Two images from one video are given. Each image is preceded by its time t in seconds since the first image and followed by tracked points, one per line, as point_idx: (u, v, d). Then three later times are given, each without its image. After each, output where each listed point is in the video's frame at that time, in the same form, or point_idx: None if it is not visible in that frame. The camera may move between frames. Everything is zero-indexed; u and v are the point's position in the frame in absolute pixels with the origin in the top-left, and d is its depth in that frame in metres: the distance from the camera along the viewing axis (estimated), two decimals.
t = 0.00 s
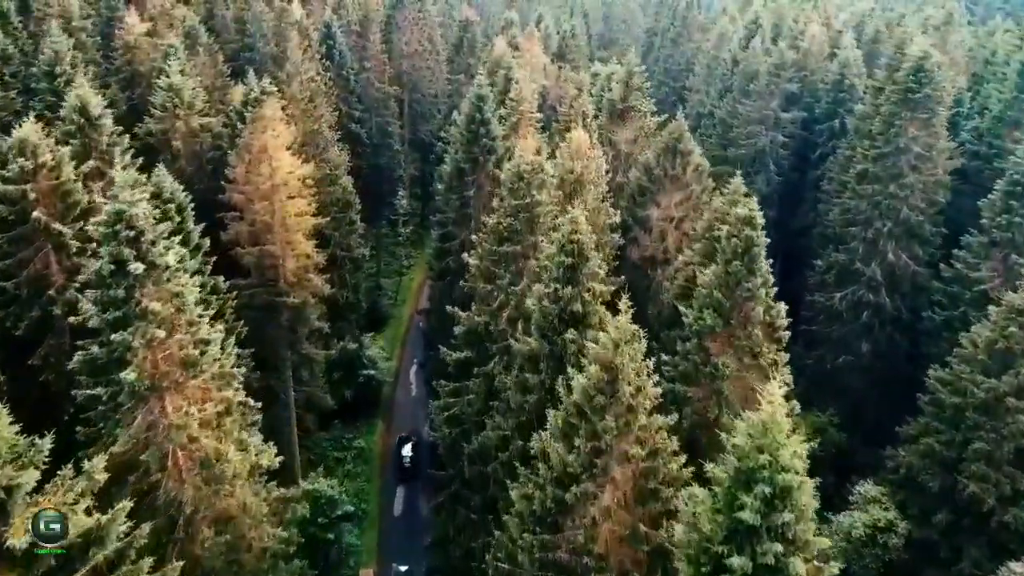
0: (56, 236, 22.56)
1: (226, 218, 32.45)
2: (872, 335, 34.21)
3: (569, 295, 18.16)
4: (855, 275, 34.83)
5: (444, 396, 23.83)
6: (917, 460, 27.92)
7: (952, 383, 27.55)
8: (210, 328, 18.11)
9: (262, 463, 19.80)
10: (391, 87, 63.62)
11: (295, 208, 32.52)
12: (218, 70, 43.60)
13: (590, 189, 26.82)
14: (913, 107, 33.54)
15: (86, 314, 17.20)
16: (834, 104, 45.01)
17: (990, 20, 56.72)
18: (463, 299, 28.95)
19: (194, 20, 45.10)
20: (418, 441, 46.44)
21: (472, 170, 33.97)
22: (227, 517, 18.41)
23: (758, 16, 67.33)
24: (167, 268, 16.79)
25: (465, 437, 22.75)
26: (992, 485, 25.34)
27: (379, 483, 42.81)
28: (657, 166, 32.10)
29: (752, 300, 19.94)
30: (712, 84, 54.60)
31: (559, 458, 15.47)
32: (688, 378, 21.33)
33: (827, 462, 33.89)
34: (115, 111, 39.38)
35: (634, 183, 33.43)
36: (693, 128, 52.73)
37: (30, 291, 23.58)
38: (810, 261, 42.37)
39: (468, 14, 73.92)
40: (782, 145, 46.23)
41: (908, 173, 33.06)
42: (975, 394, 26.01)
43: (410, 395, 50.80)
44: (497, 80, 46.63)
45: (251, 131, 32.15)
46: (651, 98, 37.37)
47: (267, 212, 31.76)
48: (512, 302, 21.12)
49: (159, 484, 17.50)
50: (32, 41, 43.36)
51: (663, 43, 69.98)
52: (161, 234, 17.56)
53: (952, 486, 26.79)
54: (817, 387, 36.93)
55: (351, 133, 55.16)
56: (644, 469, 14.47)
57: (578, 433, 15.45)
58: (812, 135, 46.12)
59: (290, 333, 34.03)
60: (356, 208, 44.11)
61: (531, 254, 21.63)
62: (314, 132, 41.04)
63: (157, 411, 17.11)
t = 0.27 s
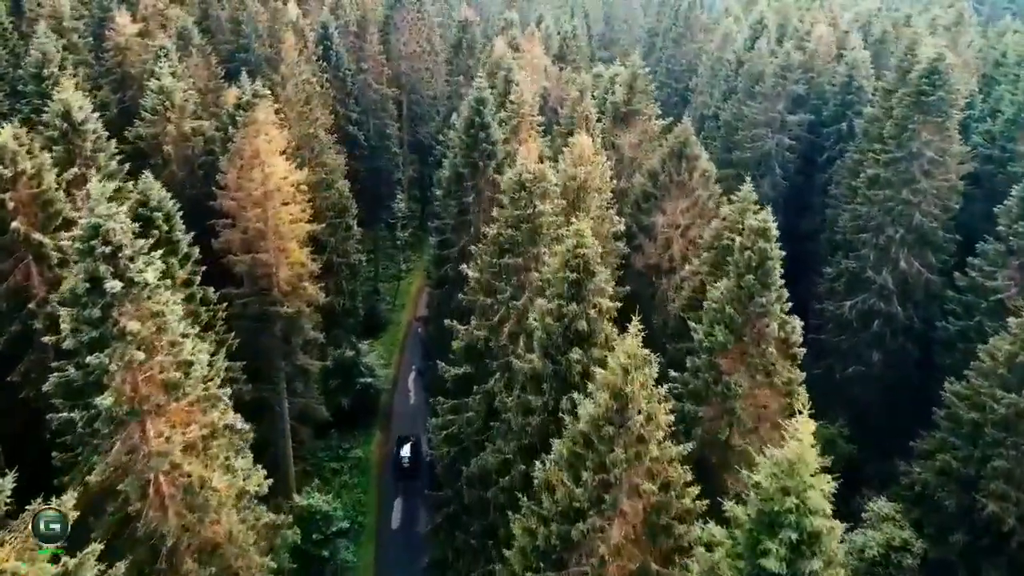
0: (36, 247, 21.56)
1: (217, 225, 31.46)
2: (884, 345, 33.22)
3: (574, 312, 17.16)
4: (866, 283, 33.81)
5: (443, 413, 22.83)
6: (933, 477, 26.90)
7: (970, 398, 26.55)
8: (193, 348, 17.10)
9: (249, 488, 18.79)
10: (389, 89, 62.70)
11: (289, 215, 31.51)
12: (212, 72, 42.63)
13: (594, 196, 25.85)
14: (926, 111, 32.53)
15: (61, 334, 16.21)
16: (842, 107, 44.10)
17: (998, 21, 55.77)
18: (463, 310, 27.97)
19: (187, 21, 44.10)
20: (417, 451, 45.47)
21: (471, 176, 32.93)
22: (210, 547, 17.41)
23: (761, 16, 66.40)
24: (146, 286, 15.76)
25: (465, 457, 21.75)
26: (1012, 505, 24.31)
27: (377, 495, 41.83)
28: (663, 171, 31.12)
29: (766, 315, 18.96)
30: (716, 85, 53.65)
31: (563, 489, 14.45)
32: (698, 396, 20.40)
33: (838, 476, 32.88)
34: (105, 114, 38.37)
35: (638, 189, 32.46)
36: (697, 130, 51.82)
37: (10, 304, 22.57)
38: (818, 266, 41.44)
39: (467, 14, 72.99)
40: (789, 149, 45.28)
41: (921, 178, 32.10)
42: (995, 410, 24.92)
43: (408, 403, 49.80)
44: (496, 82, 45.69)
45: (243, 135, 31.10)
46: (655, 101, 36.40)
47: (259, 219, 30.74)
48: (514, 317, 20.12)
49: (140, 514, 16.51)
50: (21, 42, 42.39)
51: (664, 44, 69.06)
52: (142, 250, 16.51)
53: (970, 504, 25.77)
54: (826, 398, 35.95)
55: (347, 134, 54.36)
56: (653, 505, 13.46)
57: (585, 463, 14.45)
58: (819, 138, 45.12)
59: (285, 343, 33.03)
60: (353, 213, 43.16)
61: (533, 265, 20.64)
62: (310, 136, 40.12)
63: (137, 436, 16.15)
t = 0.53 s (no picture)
0: (13, 259, 20.62)
1: (208, 232, 30.48)
2: (896, 355, 32.25)
3: (579, 331, 16.18)
4: (877, 291, 32.82)
5: (441, 433, 21.85)
6: (950, 494, 25.88)
7: (989, 413, 25.54)
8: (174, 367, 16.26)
9: (236, 515, 17.84)
10: (387, 90, 61.74)
11: (282, 222, 30.51)
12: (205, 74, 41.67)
13: (599, 204, 24.88)
14: (939, 114, 31.60)
15: (34, 356, 15.24)
16: (850, 109, 43.34)
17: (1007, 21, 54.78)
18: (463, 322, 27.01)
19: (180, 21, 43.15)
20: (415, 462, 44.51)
21: (469, 181, 31.91)
22: None
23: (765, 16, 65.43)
24: (123, 306, 14.71)
25: (464, 479, 20.76)
26: None
27: (374, 507, 40.85)
28: (668, 176, 30.11)
29: (781, 333, 17.94)
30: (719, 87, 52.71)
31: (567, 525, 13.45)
32: (707, 415, 19.45)
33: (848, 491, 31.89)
34: (95, 117, 37.42)
35: (643, 195, 31.49)
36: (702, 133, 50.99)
37: None
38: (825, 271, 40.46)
39: (466, 14, 72.02)
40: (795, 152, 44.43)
41: (934, 183, 31.18)
42: (1016, 426, 23.89)
43: (407, 412, 48.82)
44: (496, 84, 44.71)
45: (235, 140, 30.13)
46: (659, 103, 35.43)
47: (251, 227, 29.71)
48: (515, 333, 19.15)
49: (118, 547, 15.45)
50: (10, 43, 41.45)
51: (667, 44, 68.10)
52: (120, 266, 15.51)
53: (989, 523, 24.75)
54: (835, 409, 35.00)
55: (343, 137, 53.74)
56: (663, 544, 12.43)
57: (593, 498, 13.81)
58: (826, 141, 44.03)
59: (279, 353, 32.06)
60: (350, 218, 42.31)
61: (536, 279, 19.66)
62: (305, 140, 39.21)
63: (115, 464, 15.16)
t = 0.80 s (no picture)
0: None
1: (199, 240, 29.45)
2: (909, 366, 31.23)
3: (586, 353, 15.20)
4: (890, 300, 31.79)
5: (440, 453, 20.88)
6: (969, 514, 24.86)
7: (1010, 428, 24.53)
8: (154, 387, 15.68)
9: (221, 546, 17.07)
10: (386, 92, 60.71)
11: (275, 230, 29.48)
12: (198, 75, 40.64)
13: (604, 213, 23.88)
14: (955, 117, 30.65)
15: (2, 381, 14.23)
16: (859, 111, 42.03)
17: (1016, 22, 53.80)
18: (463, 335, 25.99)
19: (172, 21, 42.13)
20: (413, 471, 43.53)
21: (469, 186, 30.91)
22: None
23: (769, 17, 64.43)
24: (98, 328, 13.73)
25: (463, 503, 19.78)
26: None
27: (371, 519, 39.93)
28: (674, 181, 29.14)
29: (799, 352, 16.97)
30: (724, 89, 51.69)
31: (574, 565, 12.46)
32: (720, 439, 18.48)
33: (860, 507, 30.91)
34: (85, 120, 36.40)
35: (648, 201, 30.52)
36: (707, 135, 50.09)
37: None
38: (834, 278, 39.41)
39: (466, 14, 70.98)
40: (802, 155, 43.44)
41: (949, 189, 30.27)
42: None
43: (405, 420, 47.84)
44: (496, 86, 43.72)
45: (226, 145, 29.09)
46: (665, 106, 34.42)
47: (243, 235, 28.67)
48: (518, 351, 18.18)
49: None
50: None
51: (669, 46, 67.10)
52: (96, 284, 14.53)
53: (1011, 545, 23.73)
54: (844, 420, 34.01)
55: (341, 139, 53.00)
56: None
57: (603, 538, 13.23)
58: (834, 143, 43.21)
59: (272, 365, 31.07)
60: (346, 224, 41.40)
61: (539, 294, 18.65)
62: (300, 144, 38.21)
63: (90, 499, 14.12)
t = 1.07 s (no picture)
0: None
1: (189, 248, 28.45)
2: (922, 377, 30.24)
3: (594, 378, 14.24)
4: (903, 310, 30.81)
5: (438, 477, 19.90)
6: (988, 533, 23.87)
7: None
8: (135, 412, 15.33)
9: None
10: (384, 94, 59.74)
11: (269, 238, 28.53)
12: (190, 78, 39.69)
13: (609, 223, 22.91)
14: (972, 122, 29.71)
15: None
16: (868, 114, 41.17)
17: None
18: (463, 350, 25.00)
19: (165, 22, 41.18)
20: (411, 482, 42.45)
21: (468, 192, 29.95)
22: None
23: (773, 18, 63.51)
24: (67, 355, 13.09)
25: (463, 527, 18.91)
26: None
27: (368, 533, 38.86)
28: (680, 188, 28.18)
29: (819, 374, 16.01)
30: (728, 91, 50.73)
31: None
32: (733, 464, 17.49)
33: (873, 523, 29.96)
34: (74, 123, 35.44)
35: (654, 208, 29.58)
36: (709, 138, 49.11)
37: None
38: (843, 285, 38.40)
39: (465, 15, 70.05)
40: (810, 159, 42.45)
41: (964, 195, 29.26)
42: None
43: (402, 428, 46.75)
44: (496, 88, 42.78)
45: (217, 150, 28.07)
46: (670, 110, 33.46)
47: (234, 244, 27.72)
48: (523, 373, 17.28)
49: None
50: None
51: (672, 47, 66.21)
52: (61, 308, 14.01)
53: None
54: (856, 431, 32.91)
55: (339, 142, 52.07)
56: None
57: None
58: (841, 147, 42.75)
59: (265, 378, 30.11)
60: (343, 229, 40.49)
61: (543, 310, 17.66)
62: (294, 148, 37.24)
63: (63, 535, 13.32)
